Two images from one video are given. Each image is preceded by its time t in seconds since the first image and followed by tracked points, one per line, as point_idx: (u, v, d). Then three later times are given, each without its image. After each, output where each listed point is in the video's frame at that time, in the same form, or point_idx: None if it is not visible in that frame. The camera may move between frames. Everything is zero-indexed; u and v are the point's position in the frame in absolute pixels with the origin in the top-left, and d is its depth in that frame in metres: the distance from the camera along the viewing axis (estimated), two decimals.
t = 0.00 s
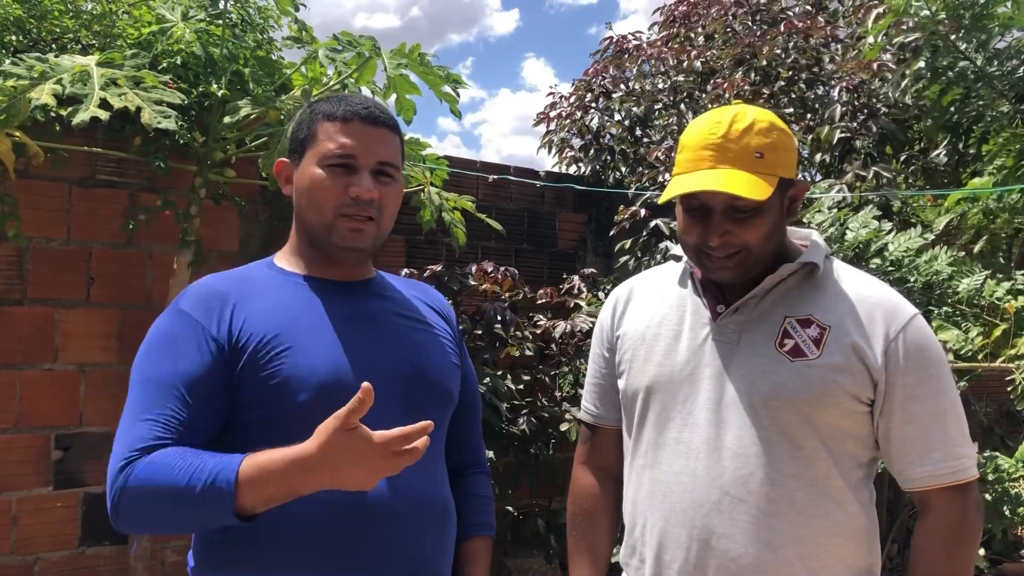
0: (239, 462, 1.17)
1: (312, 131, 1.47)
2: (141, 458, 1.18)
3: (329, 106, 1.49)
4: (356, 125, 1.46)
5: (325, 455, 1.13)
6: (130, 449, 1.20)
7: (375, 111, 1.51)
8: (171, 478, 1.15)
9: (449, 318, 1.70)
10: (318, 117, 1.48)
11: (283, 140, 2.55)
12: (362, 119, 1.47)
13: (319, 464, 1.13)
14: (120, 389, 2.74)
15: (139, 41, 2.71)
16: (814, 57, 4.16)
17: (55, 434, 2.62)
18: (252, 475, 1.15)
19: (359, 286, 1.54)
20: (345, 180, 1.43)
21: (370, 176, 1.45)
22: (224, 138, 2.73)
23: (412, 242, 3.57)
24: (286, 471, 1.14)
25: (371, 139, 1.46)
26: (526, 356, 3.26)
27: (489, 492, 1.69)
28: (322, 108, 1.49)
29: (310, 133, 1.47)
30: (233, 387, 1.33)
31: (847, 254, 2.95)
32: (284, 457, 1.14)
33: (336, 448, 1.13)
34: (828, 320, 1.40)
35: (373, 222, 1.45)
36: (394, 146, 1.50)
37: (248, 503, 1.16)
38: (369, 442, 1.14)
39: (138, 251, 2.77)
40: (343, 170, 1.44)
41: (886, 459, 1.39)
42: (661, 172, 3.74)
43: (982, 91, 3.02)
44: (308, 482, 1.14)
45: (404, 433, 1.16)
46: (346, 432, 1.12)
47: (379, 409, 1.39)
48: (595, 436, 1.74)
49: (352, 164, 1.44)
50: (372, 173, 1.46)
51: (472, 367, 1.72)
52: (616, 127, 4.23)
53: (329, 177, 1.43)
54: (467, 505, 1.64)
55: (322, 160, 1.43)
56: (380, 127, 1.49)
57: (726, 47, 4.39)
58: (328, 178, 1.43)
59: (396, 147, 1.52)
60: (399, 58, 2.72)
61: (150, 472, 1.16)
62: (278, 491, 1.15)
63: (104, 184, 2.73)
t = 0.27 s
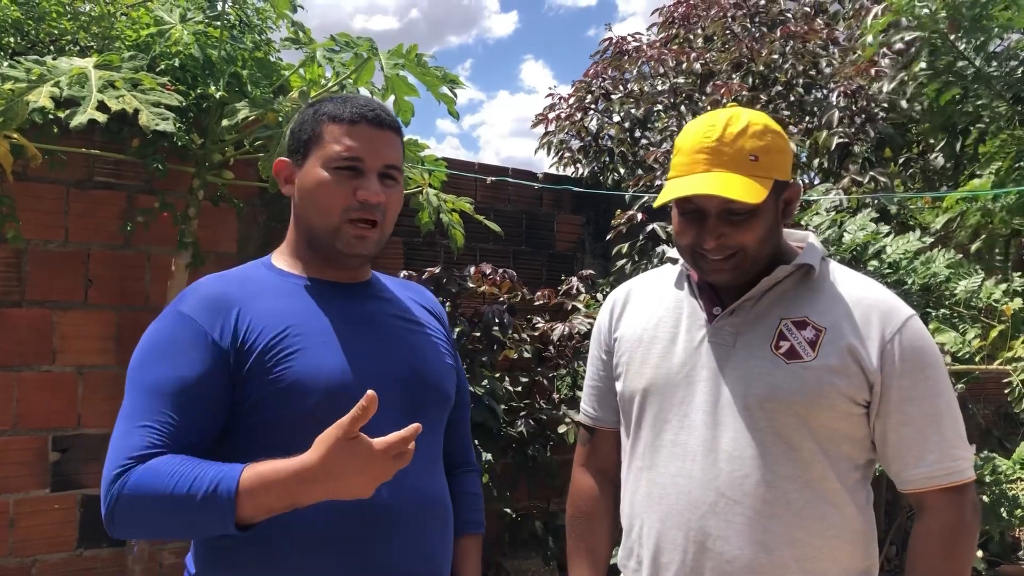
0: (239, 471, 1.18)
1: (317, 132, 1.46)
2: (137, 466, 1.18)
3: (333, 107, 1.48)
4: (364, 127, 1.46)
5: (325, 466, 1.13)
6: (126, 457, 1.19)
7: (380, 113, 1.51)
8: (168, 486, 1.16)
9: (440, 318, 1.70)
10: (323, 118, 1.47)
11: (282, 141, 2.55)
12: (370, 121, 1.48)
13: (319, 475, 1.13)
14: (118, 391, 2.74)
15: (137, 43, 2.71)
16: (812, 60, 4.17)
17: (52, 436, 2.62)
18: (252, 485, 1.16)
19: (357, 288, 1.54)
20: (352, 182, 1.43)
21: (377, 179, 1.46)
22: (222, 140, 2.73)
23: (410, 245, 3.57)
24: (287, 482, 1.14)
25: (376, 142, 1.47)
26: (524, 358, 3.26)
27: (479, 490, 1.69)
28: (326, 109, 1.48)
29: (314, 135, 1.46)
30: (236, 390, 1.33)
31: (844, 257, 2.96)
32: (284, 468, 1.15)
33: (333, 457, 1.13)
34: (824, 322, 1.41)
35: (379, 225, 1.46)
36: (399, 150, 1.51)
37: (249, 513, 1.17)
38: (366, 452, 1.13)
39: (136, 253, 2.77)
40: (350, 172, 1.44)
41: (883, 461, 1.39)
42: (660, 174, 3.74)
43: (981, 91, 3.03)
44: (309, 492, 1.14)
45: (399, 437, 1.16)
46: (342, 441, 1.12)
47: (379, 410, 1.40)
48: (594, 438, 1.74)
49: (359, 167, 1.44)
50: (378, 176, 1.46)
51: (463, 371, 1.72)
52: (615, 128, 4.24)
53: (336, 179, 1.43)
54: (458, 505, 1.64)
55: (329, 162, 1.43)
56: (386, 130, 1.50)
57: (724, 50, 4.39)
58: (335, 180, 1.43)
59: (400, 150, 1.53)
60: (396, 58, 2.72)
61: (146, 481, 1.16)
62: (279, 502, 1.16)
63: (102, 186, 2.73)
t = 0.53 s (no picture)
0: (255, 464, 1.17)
1: (319, 135, 1.46)
2: (153, 462, 1.16)
3: (336, 109, 1.48)
4: (368, 133, 1.47)
5: (345, 451, 1.12)
6: (141, 454, 1.17)
7: (383, 118, 1.51)
8: (186, 482, 1.14)
9: (435, 319, 1.71)
10: (326, 122, 1.47)
11: (280, 141, 2.55)
12: (373, 127, 1.48)
13: (339, 461, 1.12)
14: (116, 391, 2.73)
15: (136, 44, 2.71)
16: (811, 61, 4.17)
17: (51, 437, 2.62)
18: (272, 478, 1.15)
19: (354, 290, 1.54)
20: (354, 187, 1.43)
21: (379, 184, 1.46)
22: (220, 141, 2.73)
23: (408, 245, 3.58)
24: (308, 471, 1.13)
25: (379, 148, 1.47)
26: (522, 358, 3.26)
27: (470, 488, 1.70)
28: (329, 112, 1.48)
29: (316, 138, 1.46)
30: (242, 389, 1.33)
31: (841, 258, 2.97)
32: (303, 458, 1.14)
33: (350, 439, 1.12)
34: (821, 322, 1.41)
35: (380, 230, 1.47)
36: (400, 154, 1.51)
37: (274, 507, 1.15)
38: (383, 430, 1.13)
39: (135, 254, 2.77)
40: (353, 178, 1.44)
41: (881, 460, 1.40)
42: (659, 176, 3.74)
43: (980, 92, 2.98)
44: (332, 480, 1.13)
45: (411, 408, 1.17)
46: (358, 422, 1.12)
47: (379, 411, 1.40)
48: (594, 438, 1.74)
49: (362, 172, 1.44)
50: (380, 181, 1.47)
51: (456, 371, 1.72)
52: (615, 127, 4.26)
53: (338, 184, 1.43)
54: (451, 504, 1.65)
55: (331, 167, 1.43)
56: (388, 135, 1.50)
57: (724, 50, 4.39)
58: (337, 185, 1.43)
59: (401, 154, 1.53)
60: (394, 57, 2.73)
61: (163, 478, 1.14)
62: (303, 492, 1.14)
63: (100, 187, 2.73)
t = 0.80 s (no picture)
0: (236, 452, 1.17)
1: (311, 135, 1.46)
2: (137, 462, 1.17)
3: (329, 108, 1.48)
4: (356, 132, 1.45)
5: (320, 436, 1.14)
6: (124, 455, 1.18)
7: (376, 117, 1.49)
8: (172, 478, 1.14)
9: (439, 321, 1.71)
10: (318, 121, 1.47)
11: (281, 141, 2.54)
12: (362, 126, 1.46)
13: (322, 451, 1.14)
14: (115, 391, 2.73)
15: (135, 43, 2.71)
16: (812, 61, 4.19)
17: (49, 437, 2.61)
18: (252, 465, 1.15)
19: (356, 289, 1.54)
20: (342, 187, 1.43)
21: (368, 184, 1.45)
22: (219, 140, 2.73)
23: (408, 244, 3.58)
24: (291, 460, 1.14)
25: (369, 146, 1.46)
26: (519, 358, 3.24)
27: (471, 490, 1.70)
28: (322, 111, 1.48)
29: (308, 137, 1.47)
30: (238, 388, 1.33)
31: (841, 257, 2.99)
32: (285, 444, 1.14)
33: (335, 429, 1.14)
34: (821, 320, 1.41)
35: (371, 230, 1.45)
36: (395, 154, 1.50)
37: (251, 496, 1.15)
38: (369, 425, 1.16)
39: (133, 253, 2.77)
40: (342, 177, 1.44)
41: (881, 459, 1.39)
42: (659, 175, 3.74)
43: (976, 94, 3.03)
44: (312, 471, 1.14)
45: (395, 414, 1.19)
46: (344, 413, 1.14)
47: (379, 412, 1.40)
48: (594, 438, 1.74)
49: (350, 171, 1.44)
50: (370, 180, 1.46)
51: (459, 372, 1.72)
52: (616, 126, 4.26)
53: (327, 183, 1.43)
54: (455, 504, 1.65)
55: (319, 166, 1.43)
56: (381, 134, 1.48)
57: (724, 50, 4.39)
58: (326, 184, 1.43)
59: (397, 154, 1.52)
60: (394, 56, 2.72)
61: (146, 473, 1.14)
62: (280, 482, 1.15)
63: (99, 186, 2.73)
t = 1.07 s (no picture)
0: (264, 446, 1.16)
1: (310, 134, 1.47)
2: (155, 446, 1.15)
3: (328, 107, 1.48)
4: (352, 130, 1.45)
5: (356, 446, 1.14)
6: (145, 440, 1.16)
7: (373, 115, 1.48)
8: (191, 467, 1.13)
9: (447, 322, 1.71)
10: (317, 120, 1.47)
11: (280, 138, 2.54)
12: (359, 125, 1.45)
13: (349, 449, 1.13)
14: (114, 390, 2.73)
15: (134, 42, 2.71)
16: (810, 61, 4.20)
17: (48, 436, 2.61)
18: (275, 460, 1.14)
19: (358, 289, 1.54)
20: (338, 186, 1.43)
21: (364, 183, 1.45)
22: (218, 139, 2.73)
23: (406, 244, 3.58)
24: (318, 456, 1.13)
25: (366, 145, 1.45)
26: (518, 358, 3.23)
27: (483, 495, 1.69)
28: (322, 110, 1.48)
29: (307, 137, 1.47)
30: (240, 382, 1.32)
31: (840, 256, 2.99)
32: (313, 439, 1.14)
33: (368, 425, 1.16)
34: (820, 320, 1.41)
35: (367, 229, 1.45)
36: (394, 154, 1.49)
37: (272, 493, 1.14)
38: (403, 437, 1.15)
39: (132, 252, 2.77)
40: (338, 176, 1.44)
41: (880, 459, 1.40)
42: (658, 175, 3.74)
43: (975, 94, 2.97)
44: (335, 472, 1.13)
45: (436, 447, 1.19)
46: (382, 425, 1.15)
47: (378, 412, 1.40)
48: (593, 438, 1.74)
49: (346, 171, 1.44)
50: (367, 179, 1.45)
51: (470, 373, 1.72)
52: (614, 129, 4.23)
53: (323, 182, 1.43)
54: (464, 507, 1.64)
55: (316, 166, 1.44)
56: (379, 133, 1.47)
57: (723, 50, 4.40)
58: (322, 183, 1.43)
59: (396, 153, 1.51)
60: (393, 54, 2.72)
61: (163, 457, 1.13)
62: (302, 482, 1.14)
63: (98, 186, 2.73)
